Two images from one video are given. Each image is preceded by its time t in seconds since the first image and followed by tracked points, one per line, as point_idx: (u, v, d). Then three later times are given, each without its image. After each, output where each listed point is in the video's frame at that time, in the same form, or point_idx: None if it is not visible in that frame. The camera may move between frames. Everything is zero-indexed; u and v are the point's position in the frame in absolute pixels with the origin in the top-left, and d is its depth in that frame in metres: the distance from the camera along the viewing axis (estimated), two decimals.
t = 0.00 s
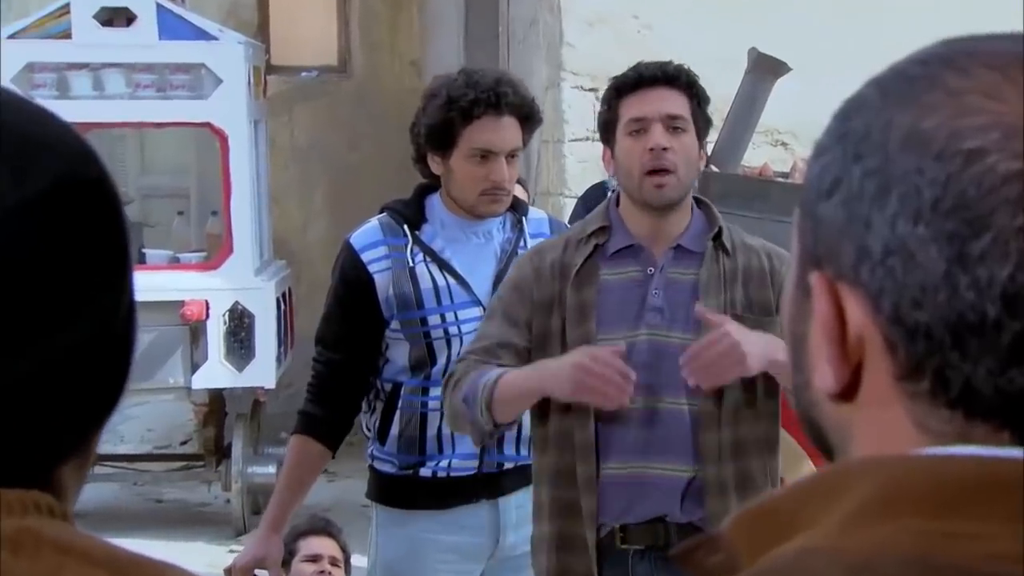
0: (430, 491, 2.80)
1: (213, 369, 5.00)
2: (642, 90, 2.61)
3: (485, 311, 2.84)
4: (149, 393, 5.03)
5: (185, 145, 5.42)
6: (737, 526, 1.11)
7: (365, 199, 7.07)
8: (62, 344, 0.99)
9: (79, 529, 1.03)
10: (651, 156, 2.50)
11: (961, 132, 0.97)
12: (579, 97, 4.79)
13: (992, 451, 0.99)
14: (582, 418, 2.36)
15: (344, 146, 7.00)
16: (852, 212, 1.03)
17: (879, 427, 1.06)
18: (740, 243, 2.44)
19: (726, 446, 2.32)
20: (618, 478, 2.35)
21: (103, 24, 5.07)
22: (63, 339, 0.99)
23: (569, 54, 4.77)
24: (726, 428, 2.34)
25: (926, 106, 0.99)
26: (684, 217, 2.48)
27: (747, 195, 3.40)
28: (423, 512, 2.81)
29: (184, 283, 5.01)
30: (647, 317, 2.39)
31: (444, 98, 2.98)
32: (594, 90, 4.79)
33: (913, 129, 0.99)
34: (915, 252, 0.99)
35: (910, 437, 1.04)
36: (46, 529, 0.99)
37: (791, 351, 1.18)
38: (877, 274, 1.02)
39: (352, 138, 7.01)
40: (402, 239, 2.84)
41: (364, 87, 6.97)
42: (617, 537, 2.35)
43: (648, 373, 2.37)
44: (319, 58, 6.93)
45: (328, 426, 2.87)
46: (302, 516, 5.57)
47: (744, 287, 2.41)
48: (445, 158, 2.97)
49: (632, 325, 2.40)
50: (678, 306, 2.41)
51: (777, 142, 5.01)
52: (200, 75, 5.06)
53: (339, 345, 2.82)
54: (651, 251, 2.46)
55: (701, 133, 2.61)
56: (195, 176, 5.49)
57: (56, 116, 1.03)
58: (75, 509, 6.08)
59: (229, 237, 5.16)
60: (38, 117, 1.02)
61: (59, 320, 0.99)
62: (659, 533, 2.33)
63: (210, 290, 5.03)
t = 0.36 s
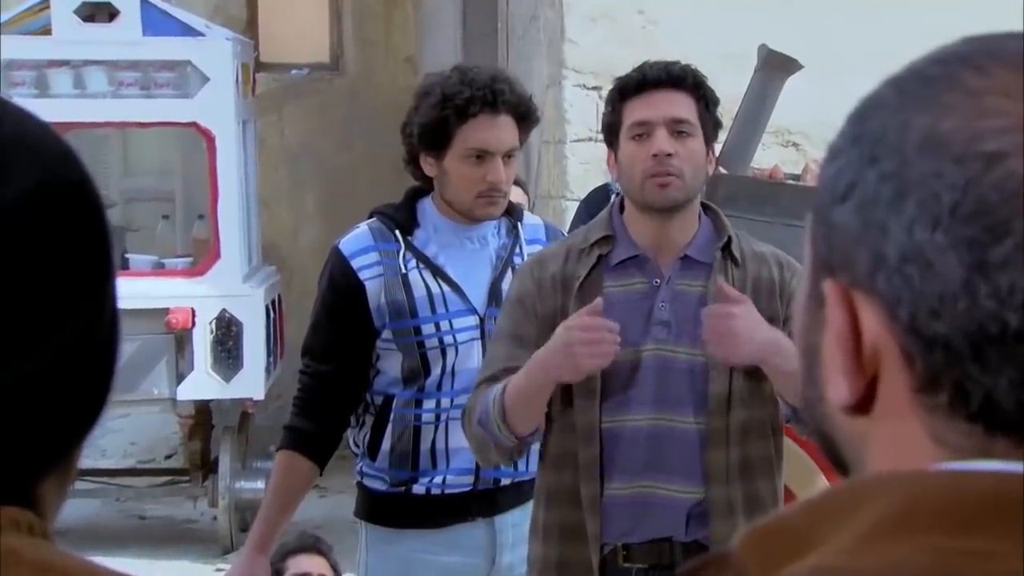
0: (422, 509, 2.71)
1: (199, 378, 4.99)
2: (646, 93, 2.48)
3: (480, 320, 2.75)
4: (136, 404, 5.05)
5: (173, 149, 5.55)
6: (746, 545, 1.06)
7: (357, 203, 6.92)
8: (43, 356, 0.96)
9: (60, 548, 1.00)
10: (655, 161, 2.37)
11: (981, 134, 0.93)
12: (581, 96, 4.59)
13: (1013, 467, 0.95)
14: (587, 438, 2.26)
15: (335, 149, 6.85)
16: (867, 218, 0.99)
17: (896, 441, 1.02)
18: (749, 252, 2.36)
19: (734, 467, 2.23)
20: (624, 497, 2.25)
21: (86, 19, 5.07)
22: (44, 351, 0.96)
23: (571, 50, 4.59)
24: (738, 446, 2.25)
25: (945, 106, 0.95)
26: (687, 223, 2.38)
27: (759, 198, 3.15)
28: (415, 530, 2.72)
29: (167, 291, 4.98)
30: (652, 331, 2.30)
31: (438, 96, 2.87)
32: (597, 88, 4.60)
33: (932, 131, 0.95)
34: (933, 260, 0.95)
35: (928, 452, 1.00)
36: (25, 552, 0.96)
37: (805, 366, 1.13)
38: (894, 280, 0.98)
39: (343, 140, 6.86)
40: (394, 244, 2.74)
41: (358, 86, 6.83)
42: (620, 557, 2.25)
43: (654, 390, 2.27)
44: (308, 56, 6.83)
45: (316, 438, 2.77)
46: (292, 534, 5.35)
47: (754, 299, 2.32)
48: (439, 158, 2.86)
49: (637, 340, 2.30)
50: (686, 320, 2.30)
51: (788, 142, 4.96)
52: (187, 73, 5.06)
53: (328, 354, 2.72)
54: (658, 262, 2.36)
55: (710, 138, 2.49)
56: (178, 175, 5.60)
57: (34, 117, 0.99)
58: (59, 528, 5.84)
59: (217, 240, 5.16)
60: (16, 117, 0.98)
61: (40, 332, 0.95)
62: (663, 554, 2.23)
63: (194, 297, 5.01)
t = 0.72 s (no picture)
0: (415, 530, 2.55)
1: (186, 391, 4.46)
2: (654, 104, 2.43)
3: (474, 331, 2.59)
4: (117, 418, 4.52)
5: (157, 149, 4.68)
6: (751, 567, 1.01)
7: (346, 208, 6.42)
8: (24, 370, 0.92)
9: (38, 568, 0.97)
10: (664, 180, 2.33)
11: (997, 139, 0.90)
12: (583, 97, 4.20)
13: None
14: (586, 456, 2.16)
15: (326, 151, 6.36)
16: (879, 224, 0.95)
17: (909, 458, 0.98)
18: (756, 261, 2.24)
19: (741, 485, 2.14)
20: (628, 518, 2.15)
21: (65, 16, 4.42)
22: (24, 365, 0.92)
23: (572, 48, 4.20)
24: (745, 464, 2.15)
25: (960, 109, 0.92)
26: (693, 238, 2.30)
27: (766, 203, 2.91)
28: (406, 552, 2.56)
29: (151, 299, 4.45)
30: (656, 345, 2.19)
31: (430, 97, 2.73)
32: (601, 88, 4.22)
33: (946, 136, 0.92)
34: (948, 269, 0.91)
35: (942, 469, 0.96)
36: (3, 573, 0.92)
37: (815, 379, 1.08)
38: (907, 290, 0.94)
39: (333, 142, 6.37)
40: (383, 253, 2.58)
41: (351, 87, 6.35)
42: None
43: (658, 406, 2.17)
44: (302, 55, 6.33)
45: (304, 459, 2.59)
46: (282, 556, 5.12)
47: (762, 311, 2.20)
48: (432, 163, 2.73)
49: (640, 355, 2.19)
50: (689, 333, 2.20)
51: (800, 145, 4.46)
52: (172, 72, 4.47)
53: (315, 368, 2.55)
54: (660, 276, 2.27)
55: (718, 146, 2.46)
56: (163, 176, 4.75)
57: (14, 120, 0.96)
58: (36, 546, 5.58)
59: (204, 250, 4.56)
60: None
61: (22, 345, 0.92)
62: None
63: (181, 307, 4.46)
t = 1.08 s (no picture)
0: (406, 549, 2.38)
1: (170, 405, 3.96)
2: (658, 98, 2.26)
3: (466, 341, 2.41)
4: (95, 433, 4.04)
5: (141, 150, 4.03)
6: None
7: (338, 215, 5.85)
8: None
9: None
10: (668, 175, 2.17)
11: (1015, 143, 0.87)
12: (586, 96, 4.02)
13: None
14: (590, 470, 2.02)
15: (317, 153, 5.79)
16: (893, 230, 0.92)
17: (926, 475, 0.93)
18: (767, 266, 2.10)
19: (758, 498, 2.01)
20: (634, 534, 2.01)
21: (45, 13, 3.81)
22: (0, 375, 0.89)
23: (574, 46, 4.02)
24: (761, 478, 2.01)
25: (978, 112, 0.88)
26: (700, 235, 2.16)
27: (779, 207, 3.04)
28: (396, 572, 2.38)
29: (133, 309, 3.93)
30: (664, 351, 2.04)
31: (418, 97, 2.52)
32: (604, 87, 4.04)
33: (963, 139, 0.88)
34: (965, 278, 0.88)
35: (958, 486, 0.92)
36: None
37: (826, 392, 1.04)
38: (923, 300, 0.90)
39: (325, 143, 5.80)
40: (371, 261, 2.40)
41: (344, 86, 5.79)
42: None
43: (666, 416, 2.02)
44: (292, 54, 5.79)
45: (289, 476, 2.44)
46: None
47: (774, 318, 2.06)
48: (420, 166, 2.52)
49: (647, 362, 2.04)
50: (699, 340, 2.05)
51: (811, 146, 4.25)
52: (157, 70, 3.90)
53: (300, 381, 2.38)
54: (665, 277, 2.12)
55: (723, 144, 2.29)
56: (148, 181, 4.09)
57: None
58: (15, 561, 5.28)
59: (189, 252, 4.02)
60: None
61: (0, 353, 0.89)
62: None
63: (166, 316, 3.94)
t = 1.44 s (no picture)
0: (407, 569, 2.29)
1: (155, 419, 3.74)
2: (657, 82, 2.14)
3: (468, 350, 2.32)
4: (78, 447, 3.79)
5: (128, 152, 3.95)
6: None
7: (333, 222, 5.44)
8: None
9: None
10: (663, 155, 2.06)
11: None
12: (592, 97, 3.68)
13: None
14: (594, 483, 1.93)
15: (308, 155, 5.39)
16: (914, 236, 0.88)
17: (946, 490, 0.90)
18: (780, 268, 2.03)
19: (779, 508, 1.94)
20: (643, 549, 1.92)
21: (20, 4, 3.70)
22: None
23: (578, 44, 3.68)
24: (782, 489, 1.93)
25: (1002, 113, 0.85)
26: (703, 228, 2.05)
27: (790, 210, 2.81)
28: None
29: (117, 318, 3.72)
30: (675, 356, 1.95)
31: (415, 97, 2.43)
32: (609, 87, 3.69)
33: (985, 142, 0.85)
34: (988, 288, 0.84)
35: (981, 503, 0.88)
36: None
37: (842, 404, 1.00)
38: (945, 310, 0.86)
39: (316, 145, 5.39)
40: (368, 269, 2.32)
41: (338, 84, 5.38)
42: None
43: (679, 427, 1.92)
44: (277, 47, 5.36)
45: (286, 495, 2.35)
46: None
47: (790, 324, 1.99)
48: (418, 167, 2.44)
49: (658, 367, 1.95)
50: (711, 344, 1.96)
51: (826, 148, 3.84)
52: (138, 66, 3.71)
53: (297, 396, 2.30)
54: (672, 279, 2.03)
55: (728, 138, 2.15)
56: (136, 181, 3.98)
57: None
58: None
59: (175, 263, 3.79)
60: None
61: None
62: None
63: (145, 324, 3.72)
